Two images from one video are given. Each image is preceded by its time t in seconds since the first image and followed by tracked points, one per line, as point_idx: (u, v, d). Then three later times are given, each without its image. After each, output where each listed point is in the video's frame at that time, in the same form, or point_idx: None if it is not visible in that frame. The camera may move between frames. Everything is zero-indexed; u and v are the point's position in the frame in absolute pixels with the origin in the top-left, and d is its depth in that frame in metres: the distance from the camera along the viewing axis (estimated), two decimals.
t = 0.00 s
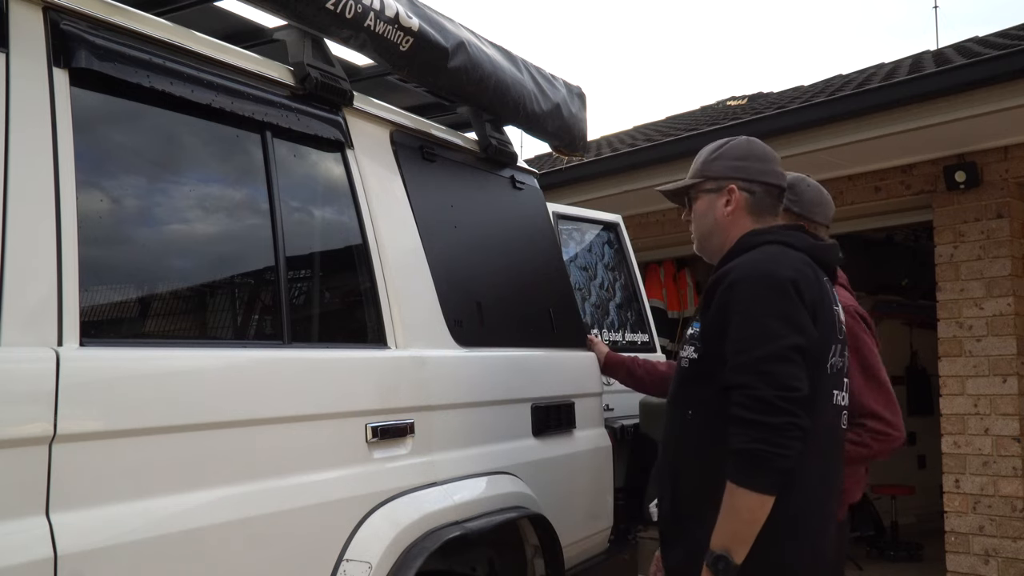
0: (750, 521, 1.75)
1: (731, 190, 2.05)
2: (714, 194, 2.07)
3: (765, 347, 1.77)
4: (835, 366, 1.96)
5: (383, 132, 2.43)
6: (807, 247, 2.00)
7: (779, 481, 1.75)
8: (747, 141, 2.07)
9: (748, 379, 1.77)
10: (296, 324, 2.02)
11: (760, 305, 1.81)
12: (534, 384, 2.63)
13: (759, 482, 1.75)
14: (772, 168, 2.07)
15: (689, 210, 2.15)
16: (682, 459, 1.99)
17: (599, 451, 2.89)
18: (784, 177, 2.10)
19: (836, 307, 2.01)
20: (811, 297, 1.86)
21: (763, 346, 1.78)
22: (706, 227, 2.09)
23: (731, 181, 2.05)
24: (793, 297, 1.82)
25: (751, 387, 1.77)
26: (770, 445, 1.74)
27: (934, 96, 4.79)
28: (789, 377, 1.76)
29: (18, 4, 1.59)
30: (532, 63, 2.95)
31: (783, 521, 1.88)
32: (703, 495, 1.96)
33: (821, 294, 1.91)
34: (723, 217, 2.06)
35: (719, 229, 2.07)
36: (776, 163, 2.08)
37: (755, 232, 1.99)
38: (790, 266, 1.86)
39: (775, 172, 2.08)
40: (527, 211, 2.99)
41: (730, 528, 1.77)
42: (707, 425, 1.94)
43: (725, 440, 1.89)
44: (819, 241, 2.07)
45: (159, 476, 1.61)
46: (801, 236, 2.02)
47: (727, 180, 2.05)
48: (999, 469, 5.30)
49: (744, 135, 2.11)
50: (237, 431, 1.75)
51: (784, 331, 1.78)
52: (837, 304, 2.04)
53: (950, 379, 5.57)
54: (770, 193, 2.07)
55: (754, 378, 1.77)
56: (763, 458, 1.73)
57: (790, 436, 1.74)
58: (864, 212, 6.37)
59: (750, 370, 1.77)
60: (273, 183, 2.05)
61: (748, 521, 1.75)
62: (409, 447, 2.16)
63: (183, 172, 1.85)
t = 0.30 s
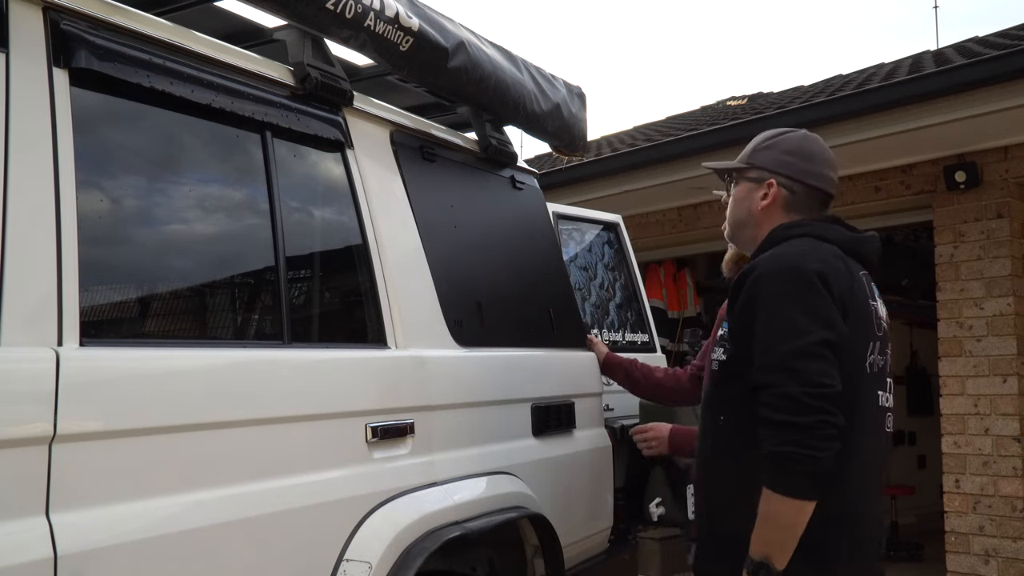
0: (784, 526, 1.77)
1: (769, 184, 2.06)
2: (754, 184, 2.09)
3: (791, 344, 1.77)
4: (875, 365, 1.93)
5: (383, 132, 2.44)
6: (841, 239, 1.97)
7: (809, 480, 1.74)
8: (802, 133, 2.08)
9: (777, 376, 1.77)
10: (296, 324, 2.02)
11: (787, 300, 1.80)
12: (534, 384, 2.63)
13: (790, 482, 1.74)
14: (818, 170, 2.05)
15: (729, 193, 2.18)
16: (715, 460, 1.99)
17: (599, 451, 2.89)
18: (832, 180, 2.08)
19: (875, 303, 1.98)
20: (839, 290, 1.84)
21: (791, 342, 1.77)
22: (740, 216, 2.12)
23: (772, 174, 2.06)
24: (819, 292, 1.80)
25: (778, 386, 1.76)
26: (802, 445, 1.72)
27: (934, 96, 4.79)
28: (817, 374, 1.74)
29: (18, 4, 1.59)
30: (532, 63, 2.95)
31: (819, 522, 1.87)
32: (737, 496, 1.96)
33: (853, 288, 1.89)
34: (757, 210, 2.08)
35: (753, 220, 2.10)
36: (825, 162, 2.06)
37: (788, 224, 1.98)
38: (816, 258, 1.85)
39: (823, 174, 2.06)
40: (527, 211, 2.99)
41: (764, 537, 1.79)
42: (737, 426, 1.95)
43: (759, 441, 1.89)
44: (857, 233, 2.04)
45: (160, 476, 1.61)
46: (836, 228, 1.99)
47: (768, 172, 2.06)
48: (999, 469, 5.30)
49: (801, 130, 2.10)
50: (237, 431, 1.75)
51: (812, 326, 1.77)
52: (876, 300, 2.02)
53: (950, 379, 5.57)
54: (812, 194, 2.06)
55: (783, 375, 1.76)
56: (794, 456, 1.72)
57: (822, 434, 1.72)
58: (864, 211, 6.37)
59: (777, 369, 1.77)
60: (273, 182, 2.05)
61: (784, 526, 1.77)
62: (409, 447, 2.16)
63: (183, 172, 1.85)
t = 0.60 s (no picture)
0: (796, 536, 1.69)
1: (802, 178, 1.99)
2: (787, 177, 2.03)
3: (803, 351, 1.72)
4: (908, 366, 1.84)
5: (383, 132, 2.44)
6: (870, 234, 1.90)
7: (821, 491, 1.67)
8: (842, 126, 2.02)
9: (785, 383, 1.73)
10: (296, 324, 2.02)
11: (800, 304, 1.75)
12: (534, 384, 2.63)
13: (800, 492, 1.68)
14: (854, 163, 1.98)
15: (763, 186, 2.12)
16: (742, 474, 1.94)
17: (599, 452, 2.89)
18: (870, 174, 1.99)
19: (911, 301, 1.89)
20: (858, 292, 1.77)
21: (802, 348, 1.72)
22: (772, 210, 2.06)
23: (806, 168, 1.99)
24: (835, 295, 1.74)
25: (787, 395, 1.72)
26: (809, 455, 1.66)
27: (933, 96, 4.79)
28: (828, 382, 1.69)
29: (17, 3, 1.59)
30: (532, 63, 2.96)
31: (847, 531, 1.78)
32: (761, 508, 1.90)
33: (876, 289, 1.81)
34: (789, 204, 2.02)
35: (787, 215, 2.04)
36: (862, 155, 1.98)
37: (814, 221, 1.92)
38: (834, 260, 1.79)
39: (859, 168, 1.98)
40: (527, 211, 2.99)
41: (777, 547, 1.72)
42: (758, 435, 1.90)
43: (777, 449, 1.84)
44: (892, 227, 1.96)
45: (159, 476, 1.61)
46: (867, 223, 1.92)
47: (801, 165, 2.00)
48: (999, 469, 5.30)
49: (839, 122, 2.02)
50: (237, 431, 1.75)
51: (825, 330, 1.72)
52: (914, 296, 1.92)
53: (950, 379, 5.57)
54: (848, 188, 1.99)
55: (792, 383, 1.72)
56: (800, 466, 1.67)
57: (827, 444, 1.66)
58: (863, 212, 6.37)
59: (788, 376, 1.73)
60: (273, 183, 2.05)
61: (796, 536, 1.69)
62: (409, 447, 2.16)
63: (183, 172, 1.85)
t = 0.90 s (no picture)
0: (817, 538, 1.70)
1: (825, 172, 1.98)
2: (811, 172, 2.01)
3: (834, 352, 1.71)
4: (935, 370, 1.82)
5: (383, 132, 2.44)
6: (900, 235, 1.89)
7: (850, 494, 1.67)
8: (867, 118, 1.99)
9: (812, 384, 1.73)
10: (296, 324, 2.02)
11: (832, 305, 1.75)
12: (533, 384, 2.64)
13: (828, 495, 1.68)
14: (879, 156, 1.95)
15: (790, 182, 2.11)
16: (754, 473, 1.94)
17: (599, 452, 2.89)
18: (897, 165, 1.96)
19: (939, 304, 1.88)
20: (889, 295, 1.76)
21: (833, 348, 1.72)
22: (798, 205, 2.05)
23: (829, 162, 1.98)
24: (867, 297, 1.73)
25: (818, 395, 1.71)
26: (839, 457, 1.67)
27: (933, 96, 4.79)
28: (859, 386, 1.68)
29: (17, 3, 1.59)
30: (532, 63, 2.96)
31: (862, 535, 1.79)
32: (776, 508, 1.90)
33: (908, 292, 1.80)
34: (814, 199, 2.01)
35: (812, 210, 2.02)
36: (888, 147, 1.95)
37: (848, 216, 1.91)
38: (867, 261, 1.78)
39: (884, 160, 1.94)
40: (528, 211, 2.99)
41: (800, 544, 1.73)
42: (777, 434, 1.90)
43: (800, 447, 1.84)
44: (923, 228, 1.94)
45: (160, 476, 1.61)
46: (899, 222, 1.91)
47: (825, 159, 1.98)
48: (999, 469, 5.29)
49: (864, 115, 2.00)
50: (237, 431, 1.75)
51: (857, 332, 1.71)
52: (942, 300, 1.90)
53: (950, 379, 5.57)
54: (873, 181, 1.96)
55: (820, 383, 1.72)
56: (828, 469, 1.67)
57: (859, 448, 1.66)
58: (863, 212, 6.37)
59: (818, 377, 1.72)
60: (273, 183, 2.05)
61: (817, 537, 1.70)
62: (409, 447, 2.16)
63: (183, 172, 1.85)
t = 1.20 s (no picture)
0: (842, 532, 1.71)
1: (849, 173, 1.97)
2: (832, 172, 2.00)
3: (852, 348, 1.72)
4: (949, 369, 1.83)
5: (382, 132, 2.44)
6: (916, 233, 1.89)
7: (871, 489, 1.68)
8: (885, 117, 1.99)
9: (831, 380, 1.73)
10: (296, 324, 2.02)
11: (848, 302, 1.75)
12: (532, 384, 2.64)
13: (850, 489, 1.69)
14: (901, 156, 1.95)
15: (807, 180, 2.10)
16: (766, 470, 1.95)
17: (599, 452, 2.89)
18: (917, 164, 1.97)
19: (953, 303, 1.89)
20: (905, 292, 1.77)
21: (851, 344, 1.72)
22: (818, 205, 2.04)
23: (852, 162, 1.97)
24: (884, 294, 1.74)
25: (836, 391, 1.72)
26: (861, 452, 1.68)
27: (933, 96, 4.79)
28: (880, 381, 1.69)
29: (17, 3, 1.59)
30: (532, 63, 2.96)
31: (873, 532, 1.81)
32: (788, 506, 1.91)
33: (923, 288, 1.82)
34: (836, 199, 2.00)
35: (834, 210, 2.01)
36: (909, 146, 1.96)
37: (858, 216, 1.91)
38: (883, 258, 1.78)
39: (906, 159, 1.95)
40: (528, 211, 2.99)
41: (822, 543, 1.74)
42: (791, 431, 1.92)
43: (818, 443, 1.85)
44: (938, 227, 1.95)
45: (160, 476, 1.61)
46: (915, 222, 1.91)
47: (847, 160, 1.97)
48: (999, 469, 5.29)
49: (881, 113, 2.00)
50: (237, 431, 1.75)
51: (874, 328, 1.72)
52: (956, 299, 1.91)
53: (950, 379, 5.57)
54: (895, 180, 1.97)
55: (840, 379, 1.72)
56: (850, 463, 1.68)
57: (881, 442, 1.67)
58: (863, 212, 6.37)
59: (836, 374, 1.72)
60: (273, 183, 2.05)
61: (840, 531, 1.71)
62: (409, 447, 2.16)
63: (183, 172, 1.85)
